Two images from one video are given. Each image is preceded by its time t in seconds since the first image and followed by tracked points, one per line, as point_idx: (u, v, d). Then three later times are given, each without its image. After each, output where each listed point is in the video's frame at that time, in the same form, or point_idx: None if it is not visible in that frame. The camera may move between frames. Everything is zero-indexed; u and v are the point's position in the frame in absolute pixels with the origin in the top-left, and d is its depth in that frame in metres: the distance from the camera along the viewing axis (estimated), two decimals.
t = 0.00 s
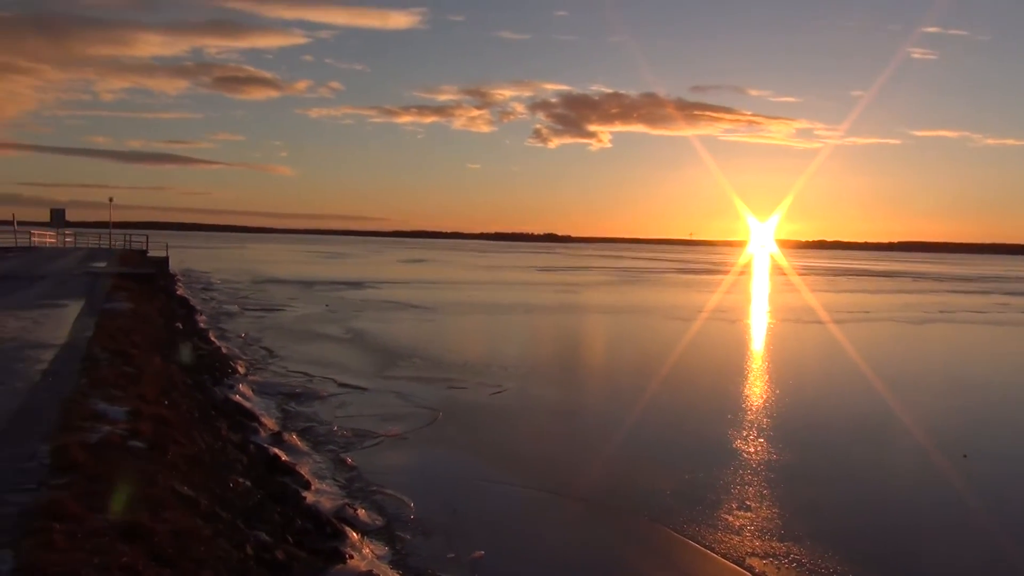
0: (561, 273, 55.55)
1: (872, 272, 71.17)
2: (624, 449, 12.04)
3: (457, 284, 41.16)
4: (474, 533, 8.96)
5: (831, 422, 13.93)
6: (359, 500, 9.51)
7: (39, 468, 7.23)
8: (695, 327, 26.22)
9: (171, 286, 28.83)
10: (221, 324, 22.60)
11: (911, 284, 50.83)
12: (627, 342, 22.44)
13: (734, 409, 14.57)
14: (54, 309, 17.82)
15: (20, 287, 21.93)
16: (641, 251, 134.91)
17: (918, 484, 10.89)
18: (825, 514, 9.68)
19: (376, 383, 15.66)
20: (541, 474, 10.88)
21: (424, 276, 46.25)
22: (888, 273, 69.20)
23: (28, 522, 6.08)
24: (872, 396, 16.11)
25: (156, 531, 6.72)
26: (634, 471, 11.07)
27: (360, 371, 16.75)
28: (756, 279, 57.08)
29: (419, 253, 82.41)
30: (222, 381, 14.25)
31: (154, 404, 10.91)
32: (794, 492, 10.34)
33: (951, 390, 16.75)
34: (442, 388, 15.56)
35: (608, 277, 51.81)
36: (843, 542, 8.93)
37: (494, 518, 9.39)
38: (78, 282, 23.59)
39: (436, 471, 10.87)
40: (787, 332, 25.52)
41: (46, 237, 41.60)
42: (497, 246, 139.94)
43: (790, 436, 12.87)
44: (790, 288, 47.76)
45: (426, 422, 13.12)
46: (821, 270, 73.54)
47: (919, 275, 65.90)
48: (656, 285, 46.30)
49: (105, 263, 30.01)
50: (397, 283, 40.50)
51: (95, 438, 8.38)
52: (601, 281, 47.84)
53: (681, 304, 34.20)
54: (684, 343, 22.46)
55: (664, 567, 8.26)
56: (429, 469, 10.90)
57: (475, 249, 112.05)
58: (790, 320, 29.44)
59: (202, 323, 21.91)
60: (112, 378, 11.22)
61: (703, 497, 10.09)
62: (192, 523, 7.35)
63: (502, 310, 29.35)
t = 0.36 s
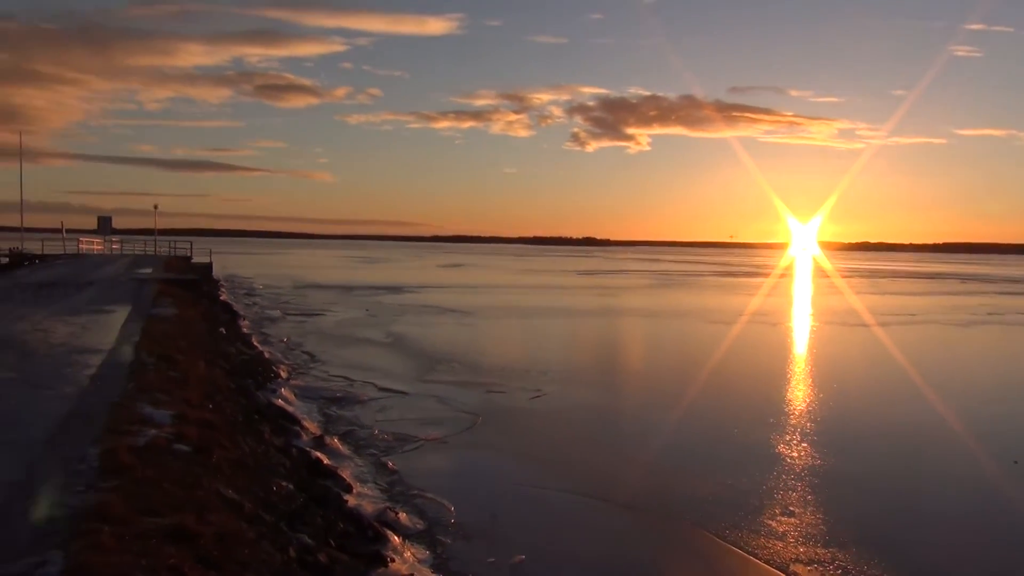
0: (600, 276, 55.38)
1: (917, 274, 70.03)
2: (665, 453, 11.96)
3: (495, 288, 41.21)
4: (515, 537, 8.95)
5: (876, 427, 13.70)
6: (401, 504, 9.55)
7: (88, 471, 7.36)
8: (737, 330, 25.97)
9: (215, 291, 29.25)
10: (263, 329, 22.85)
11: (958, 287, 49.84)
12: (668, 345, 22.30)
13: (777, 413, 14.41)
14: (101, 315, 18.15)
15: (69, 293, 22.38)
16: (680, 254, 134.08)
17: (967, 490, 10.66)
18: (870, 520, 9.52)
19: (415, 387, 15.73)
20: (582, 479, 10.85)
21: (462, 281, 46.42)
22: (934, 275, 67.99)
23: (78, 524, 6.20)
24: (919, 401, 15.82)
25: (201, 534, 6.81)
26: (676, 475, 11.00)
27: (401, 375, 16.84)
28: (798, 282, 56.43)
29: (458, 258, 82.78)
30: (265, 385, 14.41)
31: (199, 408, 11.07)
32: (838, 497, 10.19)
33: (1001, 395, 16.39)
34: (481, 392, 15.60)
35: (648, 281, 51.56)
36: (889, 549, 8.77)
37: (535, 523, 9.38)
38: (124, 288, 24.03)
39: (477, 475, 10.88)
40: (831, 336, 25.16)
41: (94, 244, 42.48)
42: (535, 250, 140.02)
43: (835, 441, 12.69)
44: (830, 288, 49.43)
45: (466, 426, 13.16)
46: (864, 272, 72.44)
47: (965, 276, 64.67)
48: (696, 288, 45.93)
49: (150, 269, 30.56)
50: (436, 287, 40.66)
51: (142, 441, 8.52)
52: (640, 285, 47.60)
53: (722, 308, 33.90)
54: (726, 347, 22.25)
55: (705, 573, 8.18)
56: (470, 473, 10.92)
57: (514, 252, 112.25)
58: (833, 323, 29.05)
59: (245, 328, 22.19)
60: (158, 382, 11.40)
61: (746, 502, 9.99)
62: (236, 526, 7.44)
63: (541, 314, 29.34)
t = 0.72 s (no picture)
0: (638, 279, 55.11)
1: (962, 277, 68.74)
2: (704, 458, 11.86)
3: (533, 291, 41.20)
4: (553, 541, 8.94)
5: (921, 432, 13.46)
6: (438, 506, 9.59)
7: (133, 470, 7.49)
8: (777, 334, 25.69)
9: (256, 293, 29.60)
10: (303, 331, 23.05)
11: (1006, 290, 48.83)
12: (707, 349, 22.12)
13: (818, 418, 14.23)
14: (146, 317, 18.46)
15: (115, 295, 22.80)
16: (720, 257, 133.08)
17: (1014, 497, 10.44)
18: (914, 527, 9.36)
19: (453, 389, 15.78)
20: (619, 482, 10.80)
21: (500, 284, 46.50)
22: (980, 277, 66.71)
23: (122, 523, 6.30)
24: (965, 406, 15.52)
25: (242, 533, 6.89)
26: (715, 480, 10.90)
27: (439, 377, 16.90)
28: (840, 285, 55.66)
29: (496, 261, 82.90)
30: (305, 387, 14.55)
31: (240, 409, 11.21)
32: (881, 503, 10.04)
33: None
34: (519, 395, 15.60)
35: (687, 284, 51.22)
36: (934, 557, 8.61)
37: (573, 526, 9.36)
38: (168, 291, 24.41)
39: (514, 477, 10.89)
40: (874, 339, 24.78)
41: (139, 248, 43.22)
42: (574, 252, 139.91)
43: (878, 446, 12.50)
44: (875, 288, 51.98)
45: (504, 429, 13.18)
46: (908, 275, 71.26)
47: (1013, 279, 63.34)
48: (736, 291, 45.51)
49: (194, 272, 31.04)
50: (474, 290, 40.76)
51: (184, 442, 8.65)
52: (679, 287, 47.29)
53: (762, 311, 33.56)
54: (766, 350, 22.02)
55: None
56: (507, 476, 10.93)
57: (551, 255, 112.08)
58: (876, 326, 28.61)
59: (285, 330, 22.42)
60: (200, 383, 11.57)
61: (786, 508, 9.87)
62: (277, 526, 7.52)
63: (579, 316, 29.28)
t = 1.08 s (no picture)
0: (673, 282, 54.82)
1: (1004, 281, 67.57)
2: (739, 463, 11.77)
3: (567, 294, 41.14)
4: (587, 544, 8.92)
5: (962, 438, 13.25)
6: (472, 508, 9.61)
7: (171, 470, 7.60)
8: (813, 338, 25.43)
9: (292, 296, 29.88)
10: (339, 333, 23.23)
11: None
12: (742, 352, 21.94)
13: (856, 423, 14.06)
14: (184, 318, 18.71)
15: (154, 297, 23.13)
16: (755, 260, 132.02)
17: None
18: (954, 534, 9.21)
19: (487, 392, 15.81)
20: (654, 486, 10.75)
21: (533, 286, 46.49)
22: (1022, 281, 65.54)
23: (161, 522, 6.38)
24: (1008, 412, 15.24)
25: (278, 533, 6.95)
26: (750, 485, 10.83)
27: (473, 380, 16.94)
28: (879, 289, 54.97)
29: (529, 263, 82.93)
30: (340, 388, 14.66)
31: (276, 410, 11.32)
32: (920, 510, 9.90)
33: None
34: (553, 398, 15.59)
35: (722, 287, 50.87)
36: (975, 566, 8.46)
37: (607, 530, 9.32)
38: (206, 293, 24.70)
39: (548, 480, 10.88)
40: (913, 344, 24.43)
41: (178, 250, 43.80)
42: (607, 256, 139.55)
43: (917, 452, 12.32)
44: (914, 291, 51.60)
45: (538, 432, 13.17)
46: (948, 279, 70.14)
47: None
48: (772, 295, 45.10)
49: (231, 274, 31.39)
50: (508, 293, 40.81)
51: (222, 442, 8.76)
52: (714, 291, 46.96)
53: (798, 314, 33.23)
54: (803, 354, 21.79)
55: None
56: (541, 479, 10.93)
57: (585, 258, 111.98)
58: (916, 331, 28.19)
59: (321, 331, 22.61)
60: (237, 384, 11.70)
61: (823, 513, 9.76)
62: (313, 526, 7.58)
63: (613, 320, 29.20)
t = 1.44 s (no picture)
0: (708, 284, 54.42)
1: None
2: (776, 467, 11.65)
3: (601, 297, 41.03)
4: (622, 548, 8.88)
5: (1004, 443, 13.00)
6: (507, 510, 9.61)
7: (210, 470, 7.69)
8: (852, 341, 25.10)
9: (327, 298, 30.11)
10: (374, 336, 23.37)
11: None
12: (779, 356, 21.73)
13: (895, 428, 13.86)
14: (222, 321, 18.93)
15: (193, 300, 23.44)
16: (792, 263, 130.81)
17: None
18: (998, 542, 9.03)
19: (521, 395, 15.81)
20: (690, 490, 10.68)
21: (567, 289, 46.41)
22: None
23: (199, 522, 6.46)
24: None
25: (315, 534, 7.01)
26: (787, 489, 10.72)
27: (507, 382, 16.95)
28: (918, 292, 54.16)
29: (563, 266, 82.85)
30: (375, 391, 14.74)
31: (313, 411, 11.41)
32: (963, 516, 9.73)
33: None
34: (587, 400, 15.55)
35: (758, 289, 50.42)
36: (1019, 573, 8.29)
37: (642, 534, 9.28)
38: (243, 296, 24.97)
39: (582, 483, 10.86)
40: (954, 347, 24.02)
41: (216, 253, 44.37)
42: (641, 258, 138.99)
43: (959, 458, 12.11)
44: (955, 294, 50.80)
45: (572, 434, 13.15)
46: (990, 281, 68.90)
47: None
48: (809, 297, 44.64)
49: (268, 277, 31.71)
50: (542, 295, 40.80)
51: (260, 443, 8.84)
52: (750, 293, 46.57)
53: (836, 317, 32.83)
54: (841, 357, 21.53)
55: None
56: (576, 482, 10.90)
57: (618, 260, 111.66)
58: (957, 334, 27.73)
59: (356, 334, 22.77)
60: (274, 386, 11.81)
61: (862, 519, 9.63)
62: (348, 528, 7.62)
63: (647, 322, 29.03)
